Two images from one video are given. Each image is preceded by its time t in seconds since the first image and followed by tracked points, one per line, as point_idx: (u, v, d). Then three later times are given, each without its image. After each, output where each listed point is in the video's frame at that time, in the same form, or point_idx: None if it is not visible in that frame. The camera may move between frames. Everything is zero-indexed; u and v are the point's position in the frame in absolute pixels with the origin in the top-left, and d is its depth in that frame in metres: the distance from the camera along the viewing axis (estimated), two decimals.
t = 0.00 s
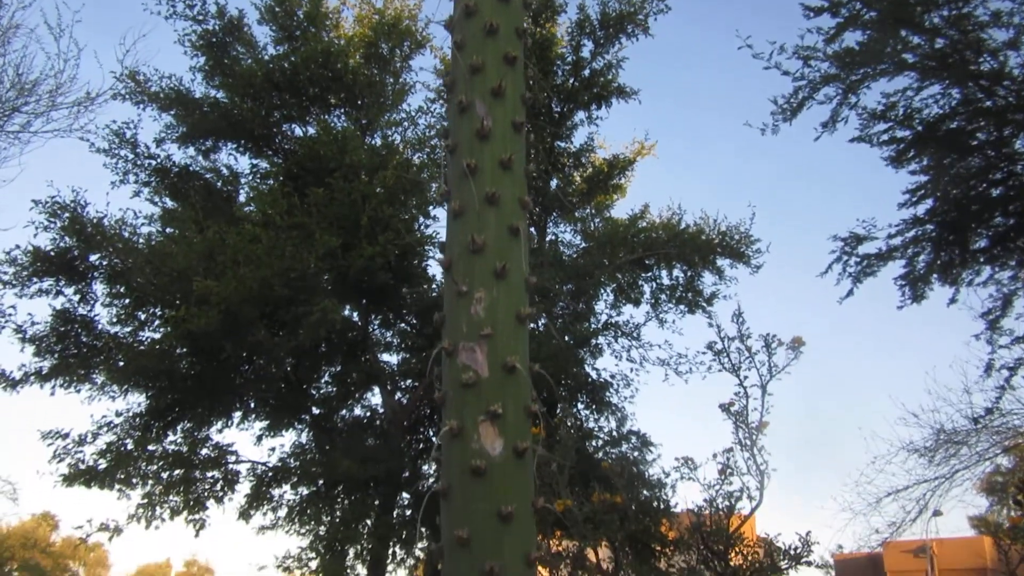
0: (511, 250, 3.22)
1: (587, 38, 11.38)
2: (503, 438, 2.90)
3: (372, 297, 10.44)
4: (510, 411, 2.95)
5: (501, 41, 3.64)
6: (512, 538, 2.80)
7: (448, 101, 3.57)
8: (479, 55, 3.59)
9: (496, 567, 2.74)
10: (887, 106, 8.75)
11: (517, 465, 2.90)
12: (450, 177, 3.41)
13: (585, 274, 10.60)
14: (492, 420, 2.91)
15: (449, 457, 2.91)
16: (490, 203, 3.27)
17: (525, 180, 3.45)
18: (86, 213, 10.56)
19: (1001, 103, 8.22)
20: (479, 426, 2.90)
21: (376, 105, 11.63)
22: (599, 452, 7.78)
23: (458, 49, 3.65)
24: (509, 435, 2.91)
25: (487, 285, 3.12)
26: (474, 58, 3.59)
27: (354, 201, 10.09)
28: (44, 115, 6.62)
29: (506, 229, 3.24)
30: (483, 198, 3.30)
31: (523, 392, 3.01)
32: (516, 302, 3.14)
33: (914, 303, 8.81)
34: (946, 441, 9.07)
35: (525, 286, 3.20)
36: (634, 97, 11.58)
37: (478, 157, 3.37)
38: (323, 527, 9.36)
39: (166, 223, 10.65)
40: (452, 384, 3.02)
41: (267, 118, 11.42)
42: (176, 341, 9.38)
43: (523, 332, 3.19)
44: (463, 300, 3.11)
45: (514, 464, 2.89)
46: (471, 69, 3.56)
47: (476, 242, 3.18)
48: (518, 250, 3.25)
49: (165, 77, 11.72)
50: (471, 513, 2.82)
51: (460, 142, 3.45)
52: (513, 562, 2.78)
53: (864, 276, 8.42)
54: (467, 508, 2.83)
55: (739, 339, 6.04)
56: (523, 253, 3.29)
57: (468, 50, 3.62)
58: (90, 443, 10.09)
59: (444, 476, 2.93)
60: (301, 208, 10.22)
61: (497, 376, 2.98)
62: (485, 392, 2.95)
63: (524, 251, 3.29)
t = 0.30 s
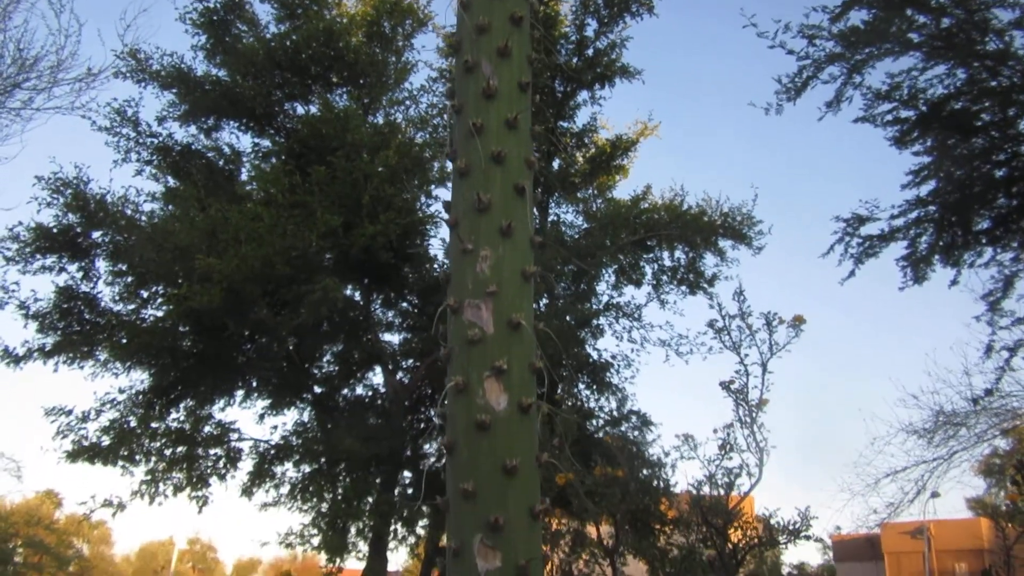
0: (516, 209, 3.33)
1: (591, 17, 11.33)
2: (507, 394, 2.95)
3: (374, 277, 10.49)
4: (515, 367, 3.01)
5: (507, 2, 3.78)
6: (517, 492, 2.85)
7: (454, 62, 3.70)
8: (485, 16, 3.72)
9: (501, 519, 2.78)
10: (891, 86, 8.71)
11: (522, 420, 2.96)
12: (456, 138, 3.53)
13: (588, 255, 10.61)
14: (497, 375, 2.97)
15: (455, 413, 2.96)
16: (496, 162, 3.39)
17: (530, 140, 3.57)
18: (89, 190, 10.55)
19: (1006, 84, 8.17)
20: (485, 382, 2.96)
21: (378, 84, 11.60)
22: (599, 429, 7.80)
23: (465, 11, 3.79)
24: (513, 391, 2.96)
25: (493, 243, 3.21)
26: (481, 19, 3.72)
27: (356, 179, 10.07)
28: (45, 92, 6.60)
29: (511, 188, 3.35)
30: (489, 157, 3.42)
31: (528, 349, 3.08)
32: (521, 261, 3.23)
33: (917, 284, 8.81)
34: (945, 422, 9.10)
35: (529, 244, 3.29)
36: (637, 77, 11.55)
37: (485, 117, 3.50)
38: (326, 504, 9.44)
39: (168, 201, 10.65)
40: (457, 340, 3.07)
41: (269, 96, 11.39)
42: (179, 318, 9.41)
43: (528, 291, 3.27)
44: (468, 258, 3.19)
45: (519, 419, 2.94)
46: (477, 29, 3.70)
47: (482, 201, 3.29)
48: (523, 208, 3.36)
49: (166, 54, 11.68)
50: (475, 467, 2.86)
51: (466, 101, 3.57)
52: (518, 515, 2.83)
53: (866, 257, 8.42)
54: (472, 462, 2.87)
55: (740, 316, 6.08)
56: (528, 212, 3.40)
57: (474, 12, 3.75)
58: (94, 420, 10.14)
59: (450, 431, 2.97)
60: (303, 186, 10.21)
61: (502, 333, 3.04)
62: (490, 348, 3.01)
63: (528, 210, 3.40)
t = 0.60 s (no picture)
0: (518, 192, 3.37)
1: (592, 5, 11.28)
2: (509, 375, 3.02)
3: (375, 265, 10.48)
4: (517, 349, 3.08)
5: None
6: (518, 471, 2.91)
7: (457, 45, 3.73)
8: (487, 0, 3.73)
9: (503, 498, 2.84)
10: (894, 75, 8.68)
11: (524, 401, 3.02)
12: (459, 120, 3.56)
13: (589, 244, 10.59)
14: (499, 357, 3.04)
15: (458, 394, 3.03)
16: (499, 145, 3.43)
17: (532, 123, 3.60)
18: (90, 175, 10.55)
19: (1009, 72, 8.13)
20: (487, 363, 3.03)
21: (378, 72, 11.56)
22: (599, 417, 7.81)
23: None
24: (516, 373, 3.03)
25: (496, 227, 3.26)
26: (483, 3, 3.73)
27: (357, 167, 10.06)
28: (45, 77, 6.58)
29: (513, 171, 3.39)
30: (492, 140, 3.45)
31: (529, 330, 3.15)
32: (523, 244, 3.29)
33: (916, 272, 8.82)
34: (945, 411, 9.12)
35: (531, 227, 3.35)
36: (639, 65, 11.51)
37: (487, 101, 3.53)
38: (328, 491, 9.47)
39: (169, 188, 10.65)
40: (460, 322, 3.14)
41: (269, 84, 11.36)
42: (180, 305, 9.42)
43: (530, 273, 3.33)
44: (471, 241, 3.26)
45: (521, 399, 3.01)
46: (479, 13, 3.71)
47: (485, 184, 3.33)
48: (525, 190, 3.40)
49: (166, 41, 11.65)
50: (478, 447, 2.93)
51: (469, 85, 3.60)
52: (520, 495, 2.89)
53: (867, 246, 8.42)
54: (475, 442, 2.94)
55: (743, 306, 6.06)
56: (530, 195, 3.44)
57: None
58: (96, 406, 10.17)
59: (453, 412, 3.04)
60: (303, 173, 10.20)
61: (504, 315, 3.11)
62: (493, 330, 3.08)
63: (529, 193, 3.44)
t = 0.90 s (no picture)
0: (513, 132, 3.44)
1: None
2: (504, 315, 3.06)
3: (376, 250, 10.52)
4: (512, 289, 3.12)
5: None
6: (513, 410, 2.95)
7: None
8: None
9: (497, 437, 2.88)
10: (896, 56, 8.64)
11: (519, 341, 3.07)
12: (456, 63, 3.62)
13: (590, 228, 10.57)
14: (494, 297, 3.09)
15: (453, 334, 3.08)
16: (495, 85, 3.49)
17: (528, 65, 3.67)
18: (90, 159, 10.53)
19: (1012, 53, 8.09)
20: (482, 302, 3.07)
21: (378, 55, 11.51)
22: (598, 401, 7.81)
23: None
24: (510, 312, 3.07)
25: (491, 167, 3.33)
26: None
27: (357, 150, 10.03)
28: (41, 59, 6.56)
29: (509, 112, 3.45)
30: (488, 81, 3.51)
31: (524, 270, 3.20)
32: (519, 184, 3.35)
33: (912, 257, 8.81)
34: (946, 395, 9.13)
35: (527, 167, 3.42)
36: (640, 49, 11.45)
37: (484, 42, 3.59)
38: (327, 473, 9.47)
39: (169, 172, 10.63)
40: (455, 263, 3.20)
41: (268, 68, 11.31)
42: (181, 289, 9.41)
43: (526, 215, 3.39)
44: (466, 181, 3.32)
45: (516, 337, 3.06)
46: None
47: (480, 125, 3.39)
48: (521, 131, 3.47)
49: (165, 25, 11.60)
50: (472, 386, 2.97)
51: (466, 27, 3.66)
52: (514, 434, 2.93)
53: (868, 230, 8.40)
54: (469, 382, 2.98)
55: (745, 284, 6.03)
56: (525, 137, 3.51)
57: None
58: (97, 390, 10.19)
59: (448, 351, 3.08)
60: (304, 157, 10.18)
61: (500, 255, 3.17)
62: (488, 270, 3.13)
63: (524, 134, 3.49)
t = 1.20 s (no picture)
0: (514, 57, 3.56)
1: None
2: (505, 235, 3.14)
3: (376, 229, 10.47)
4: (513, 210, 3.22)
5: None
6: (513, 328, 3.00)
7: None
8: None
9: (498, 354, 2.92)
10: (900, 33, 8.59)
11: (520, 259, 3.14)
12: None
13: (591, 208, 10.55)
14: (495, 217, 3.17)
15: (454, 254, 3.15)
16: (496, 10, 3.62)
17: None
18: (90, 137, 10.50)
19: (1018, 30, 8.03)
20: (483, 223, 3.16)
21: (379, 33, 11.44)
22: (598, 379, 7.79)
23: None
24: (511, 232, 3.15)
25: (492, 89, 3.44)
26: None
27: (358, 128, 9.98)
28: (40, 36, 6.52)
29: (509, 36, 3.58)
30: (489, 6, 3.64)
31: (525, 190, 3.30)
32: (519, 105, 3.47)
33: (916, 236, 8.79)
34: (946, 376, 9.14)
35: (527, 91, 3.54)
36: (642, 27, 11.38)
37: None
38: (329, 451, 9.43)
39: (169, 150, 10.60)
40: (456, 184, 3.30)
41: (269, 46, 11.25)
42: (182, 267, 9.41)
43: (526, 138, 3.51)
44: (468, 103, 3.44)
45: (517, 256, 3.13)
46: None
47: (481, 48, 3.51)
48: (522, 56, 3.60)
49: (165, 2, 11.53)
50: (474, 305, 3.01)
51: None
52: (515, 351, 2.97)
53: (870, 209, 8.38)
54: (470, 301, 3.03)
55: (745, 257, 6.04)
56: (525, 61, 3.63)
57: None
58: (98, 368, 10.22)
59: (449, 273, 3.15)
60: (304, 135, 10.15)
61: (501, 176, 3.27)
62: (488, 190, 3.23)
63: (525, 60, 3.62)
